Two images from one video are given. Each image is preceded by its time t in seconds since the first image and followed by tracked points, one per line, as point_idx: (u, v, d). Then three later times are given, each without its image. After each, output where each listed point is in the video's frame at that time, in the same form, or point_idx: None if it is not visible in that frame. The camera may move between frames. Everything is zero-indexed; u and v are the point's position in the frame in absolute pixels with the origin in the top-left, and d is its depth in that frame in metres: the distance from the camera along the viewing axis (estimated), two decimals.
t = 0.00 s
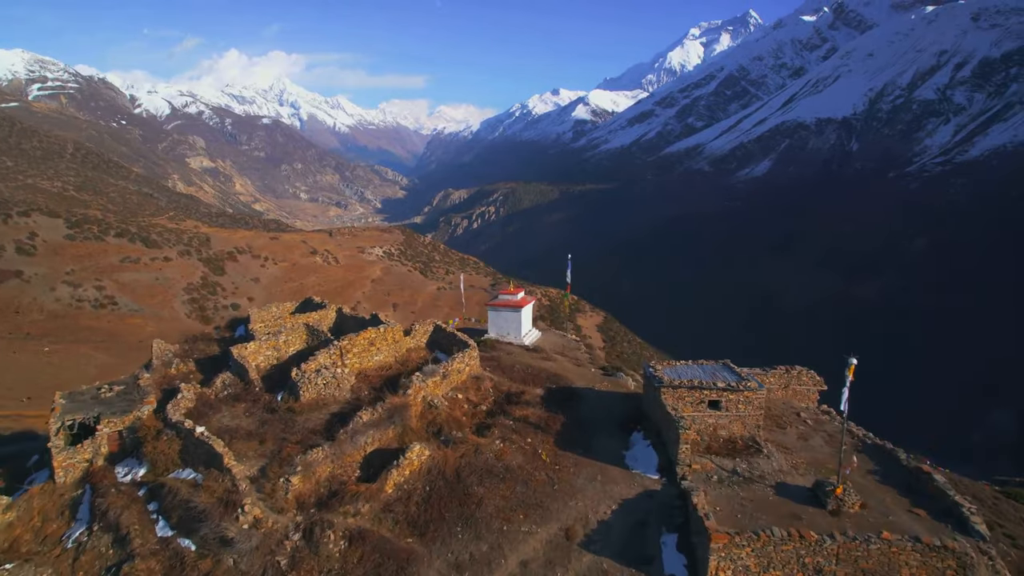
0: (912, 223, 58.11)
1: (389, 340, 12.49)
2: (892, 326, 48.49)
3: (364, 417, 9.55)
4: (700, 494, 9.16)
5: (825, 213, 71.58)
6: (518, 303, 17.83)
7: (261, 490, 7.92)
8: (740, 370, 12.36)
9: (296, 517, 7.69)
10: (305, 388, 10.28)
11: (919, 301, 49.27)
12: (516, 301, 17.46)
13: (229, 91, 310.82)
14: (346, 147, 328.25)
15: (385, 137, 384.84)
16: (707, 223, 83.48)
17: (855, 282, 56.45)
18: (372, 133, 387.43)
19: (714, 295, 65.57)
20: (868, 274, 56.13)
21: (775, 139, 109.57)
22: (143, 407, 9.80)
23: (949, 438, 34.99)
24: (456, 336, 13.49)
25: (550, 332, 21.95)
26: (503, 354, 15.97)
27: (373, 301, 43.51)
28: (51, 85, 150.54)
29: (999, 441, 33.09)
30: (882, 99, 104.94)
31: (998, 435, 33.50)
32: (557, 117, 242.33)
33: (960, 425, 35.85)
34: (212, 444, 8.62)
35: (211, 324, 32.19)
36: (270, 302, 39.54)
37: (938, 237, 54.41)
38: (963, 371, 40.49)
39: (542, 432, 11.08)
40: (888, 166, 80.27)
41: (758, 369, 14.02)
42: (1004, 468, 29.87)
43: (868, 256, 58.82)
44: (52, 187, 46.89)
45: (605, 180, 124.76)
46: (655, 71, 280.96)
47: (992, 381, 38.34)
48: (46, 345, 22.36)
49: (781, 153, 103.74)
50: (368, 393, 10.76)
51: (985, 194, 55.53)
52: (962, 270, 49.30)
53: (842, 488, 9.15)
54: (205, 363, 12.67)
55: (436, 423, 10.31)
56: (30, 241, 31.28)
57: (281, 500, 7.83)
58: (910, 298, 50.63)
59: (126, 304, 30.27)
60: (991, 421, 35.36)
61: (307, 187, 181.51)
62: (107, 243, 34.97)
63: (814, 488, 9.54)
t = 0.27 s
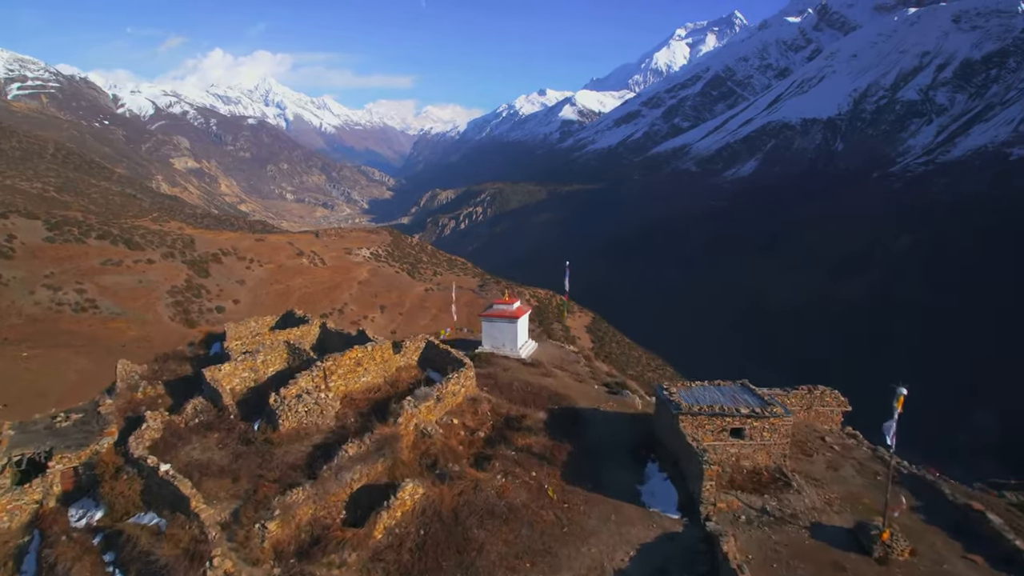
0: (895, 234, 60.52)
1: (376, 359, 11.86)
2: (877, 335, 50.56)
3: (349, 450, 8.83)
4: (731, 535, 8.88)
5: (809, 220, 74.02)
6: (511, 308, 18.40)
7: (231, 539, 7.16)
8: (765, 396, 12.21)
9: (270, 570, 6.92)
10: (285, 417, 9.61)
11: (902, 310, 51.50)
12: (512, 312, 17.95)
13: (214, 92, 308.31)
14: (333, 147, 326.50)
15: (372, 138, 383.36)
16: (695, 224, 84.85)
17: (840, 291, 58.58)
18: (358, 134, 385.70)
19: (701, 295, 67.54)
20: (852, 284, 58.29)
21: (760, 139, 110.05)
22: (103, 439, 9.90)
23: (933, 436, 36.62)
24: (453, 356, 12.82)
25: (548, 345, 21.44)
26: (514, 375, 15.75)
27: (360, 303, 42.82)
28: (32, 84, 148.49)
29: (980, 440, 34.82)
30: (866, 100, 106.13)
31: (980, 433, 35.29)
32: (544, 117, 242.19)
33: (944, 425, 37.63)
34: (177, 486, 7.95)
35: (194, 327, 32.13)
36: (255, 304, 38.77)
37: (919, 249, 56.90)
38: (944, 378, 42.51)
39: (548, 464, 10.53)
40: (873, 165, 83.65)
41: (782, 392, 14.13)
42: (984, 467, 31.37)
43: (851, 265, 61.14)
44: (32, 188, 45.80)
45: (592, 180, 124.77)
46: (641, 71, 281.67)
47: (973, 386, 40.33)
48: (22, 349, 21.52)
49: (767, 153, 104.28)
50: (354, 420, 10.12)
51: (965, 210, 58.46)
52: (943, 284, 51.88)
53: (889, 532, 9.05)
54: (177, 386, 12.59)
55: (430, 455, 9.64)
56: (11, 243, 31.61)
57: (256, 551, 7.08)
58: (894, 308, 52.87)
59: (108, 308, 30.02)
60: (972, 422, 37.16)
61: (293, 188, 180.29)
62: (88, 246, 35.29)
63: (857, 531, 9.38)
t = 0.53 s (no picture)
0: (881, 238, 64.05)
1: (361, 384, 11.31)
2: (866, 334, 54.32)
3: (333, 492, 8.12)
4: None
5: (794, 220, 77.38)
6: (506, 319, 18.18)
7: None
8: (794, 426, 11.62)
9: None
10: (261, 453, 8.92)
11: (889, 310, 55.33)
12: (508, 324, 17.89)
13: (199, 91, 305.35)
14: (318, 147, 324.46)
15: (358, 138, 381.73)
16: (682, 223, 87.07)
17: (828, 291, 62.17)
18: (344, 134, 383.69)
19: (690, 296, 69.46)
20: (840, 285, 61.88)
21: (746, 139, 110.33)
22: (52, 480, 8.72)
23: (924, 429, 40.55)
24: (448, 379, 12.34)
25: (544, 356, 21.13)
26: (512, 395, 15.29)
27: (347, 304, 42.26)
28: (12, 83, 146.15)
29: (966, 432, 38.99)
30: (849, 101, 107.26)
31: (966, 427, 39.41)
32: (531, 117, 241.79)
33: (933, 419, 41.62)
34: (134, 537, 7.19)
35: (179, 330, 31.93)
36: (240, 306, 38.13)
37: (902, 253, 61.08)
38: (931, 377, 46.59)
39: (554, 502, 9.85)
40: (855, 166, 86.21)
41: (808, 416, 13.60)
42: (979, 463, 34.86)
43: (838, 267, 64.64)
44: (9, 188, 44.64)
45: (579, 180, 124.63)
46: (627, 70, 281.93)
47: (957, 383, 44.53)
48: None
49: (753, 153, 104.74)
50: (339, 455, 9.50)
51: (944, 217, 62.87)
52: (926, 287, 56.03)
53: None
54: (145, 415, 12.11)
55: (424, 493, 8.95)
56: None
57: None
58: (881, 310, 56.33)
59: (88, 311, 30.01)
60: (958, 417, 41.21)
61: (278, 188, 178.90)
62: (69, 248, 34.80)
63: None
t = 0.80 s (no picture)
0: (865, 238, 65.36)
1: (346, 413, 10.13)
2: (851, 332, 55.32)
3: (313, 548, 7.18)
4: None
5: (781, 218, 77.85)
6: (503, 333, 17.78)
7: None
8: (829, 457, 10.66)
9: None
10: (230, 500, 7.96)
11: (873, 310, 56.37)
12: (503, 337, 17.43)
13: (183, 92, 302.15)
14: (304, 148, 322.03)
15: (344, 138, 379.61)
16: (669, 223, 86.92)
17: (813, 290, 63.06)
18: (330, 134, 381.18)
19: (677, 296, 69.75)
20: (826, 283, 62.78)
21: (732, 139, 110.25)
22: None
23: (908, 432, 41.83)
24: (442, 403, 11.48)
25: (542, 370, 20.61)
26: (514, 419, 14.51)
27: (333, 306, 41.53)
28: None
29: (948, 434, 40.37)
30: (834, 101, 107.64)
31: (948, 429, 40.78)
32: (518, 117, 241.15)
33: (916, 421, 42.92)
34: None
35: (162, 334, 31.58)
36: (224, 308, 37.40)
37: (886, 253, 62.26)
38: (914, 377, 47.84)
39: (566, 553, 9.00)
40: (841, 165, 86.76)
41: (842, 446, 12.96)
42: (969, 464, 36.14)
43: (824, 266, 65.61)
44: None
45: (566, 180, 124.10)
46: (613, 71, 281.86)
47: (939, 384, 45.80)
48: None
49: (739, 153, 104.80)
50: (322, 497, 8.50)
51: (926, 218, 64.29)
52: (909, 286, 57.13)
53: None
54: (101, 450, 11.34)
55: (418, 544, 7.99)
56: None
57: None
58: (867, 308, 57.31)
59: (68, 315, 29.32)
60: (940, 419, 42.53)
61: (263, 189, 177.18)
62: (48, 251, 33.95)
63: None
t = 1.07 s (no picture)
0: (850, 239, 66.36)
1: (329, 449, 9.15)
2: (838, 333, 56.66)
3: None
4: None
5: (766, 216, 78.24)
6: (497, 346, 17.15)
7: None
8: (878, 501, 9.54)
9: None
10: (191, 562, 6.62)
11: (859, 310, 57.76)
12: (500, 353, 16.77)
13: (166, 91, 299.11)
14: (289, 149, 319.94)
15: (329, 138, 377.31)
16: (656, 222, 86.62)
17: (799, 289, 64.20)
18: (315, 134, 379.01)
19: (665, 295, 70.27)
20: (812, 283, 63.94)
21: (718, 139, 110.34)
22: None
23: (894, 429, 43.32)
24: (438, 436, 10.46)
25: (540, 386, 19.97)
26: (515, 450, 13.28)
27: (319, 308, 40.81)
28: None
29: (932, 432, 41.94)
30: (818, 102, 107.75)
31: (932, 427, 42.33)
32: (504, 118, 240.50)
33: (901, 418, 44.38)
34: None
35: (144, 336, 31.47)
36: (208, 311, 36.61)
37: (870, 254, 63.46)
38: (898, 376, 49.25)
39: None
40: (826, 165, 86.96)
41: (886, 481, 11.80)
42: (959, 461, 37.51)
43: (809, 265, 66.69)
44: None
45: (553, 180, 123.72)
46: (599, 71, 282.01)
47: (923, 383, 47.34)
48: None
49: (724, 153, 104.70)
50: (300, 555, 7.26)
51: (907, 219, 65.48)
52: (893, 287, 58.41)
53: None
54: (45, 495, 9.87)
55: None
56: None
57: None
58: (853, 308, 58.71)
59: (47, 319, 28.75)
60: (925, 417, 44.09)
61: (248, 189, 175.55)
62: (27, 253, 33.12)
63: None
